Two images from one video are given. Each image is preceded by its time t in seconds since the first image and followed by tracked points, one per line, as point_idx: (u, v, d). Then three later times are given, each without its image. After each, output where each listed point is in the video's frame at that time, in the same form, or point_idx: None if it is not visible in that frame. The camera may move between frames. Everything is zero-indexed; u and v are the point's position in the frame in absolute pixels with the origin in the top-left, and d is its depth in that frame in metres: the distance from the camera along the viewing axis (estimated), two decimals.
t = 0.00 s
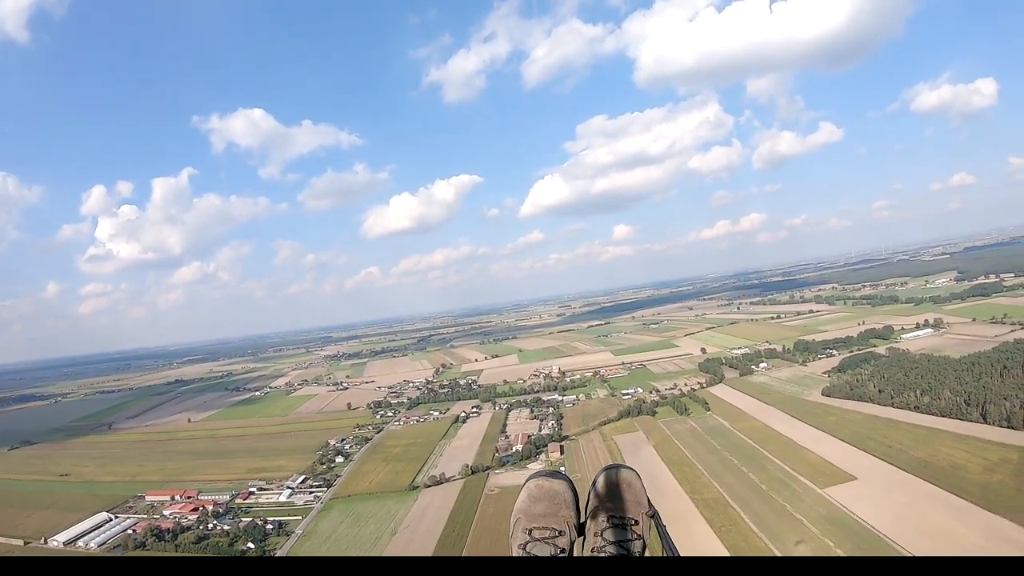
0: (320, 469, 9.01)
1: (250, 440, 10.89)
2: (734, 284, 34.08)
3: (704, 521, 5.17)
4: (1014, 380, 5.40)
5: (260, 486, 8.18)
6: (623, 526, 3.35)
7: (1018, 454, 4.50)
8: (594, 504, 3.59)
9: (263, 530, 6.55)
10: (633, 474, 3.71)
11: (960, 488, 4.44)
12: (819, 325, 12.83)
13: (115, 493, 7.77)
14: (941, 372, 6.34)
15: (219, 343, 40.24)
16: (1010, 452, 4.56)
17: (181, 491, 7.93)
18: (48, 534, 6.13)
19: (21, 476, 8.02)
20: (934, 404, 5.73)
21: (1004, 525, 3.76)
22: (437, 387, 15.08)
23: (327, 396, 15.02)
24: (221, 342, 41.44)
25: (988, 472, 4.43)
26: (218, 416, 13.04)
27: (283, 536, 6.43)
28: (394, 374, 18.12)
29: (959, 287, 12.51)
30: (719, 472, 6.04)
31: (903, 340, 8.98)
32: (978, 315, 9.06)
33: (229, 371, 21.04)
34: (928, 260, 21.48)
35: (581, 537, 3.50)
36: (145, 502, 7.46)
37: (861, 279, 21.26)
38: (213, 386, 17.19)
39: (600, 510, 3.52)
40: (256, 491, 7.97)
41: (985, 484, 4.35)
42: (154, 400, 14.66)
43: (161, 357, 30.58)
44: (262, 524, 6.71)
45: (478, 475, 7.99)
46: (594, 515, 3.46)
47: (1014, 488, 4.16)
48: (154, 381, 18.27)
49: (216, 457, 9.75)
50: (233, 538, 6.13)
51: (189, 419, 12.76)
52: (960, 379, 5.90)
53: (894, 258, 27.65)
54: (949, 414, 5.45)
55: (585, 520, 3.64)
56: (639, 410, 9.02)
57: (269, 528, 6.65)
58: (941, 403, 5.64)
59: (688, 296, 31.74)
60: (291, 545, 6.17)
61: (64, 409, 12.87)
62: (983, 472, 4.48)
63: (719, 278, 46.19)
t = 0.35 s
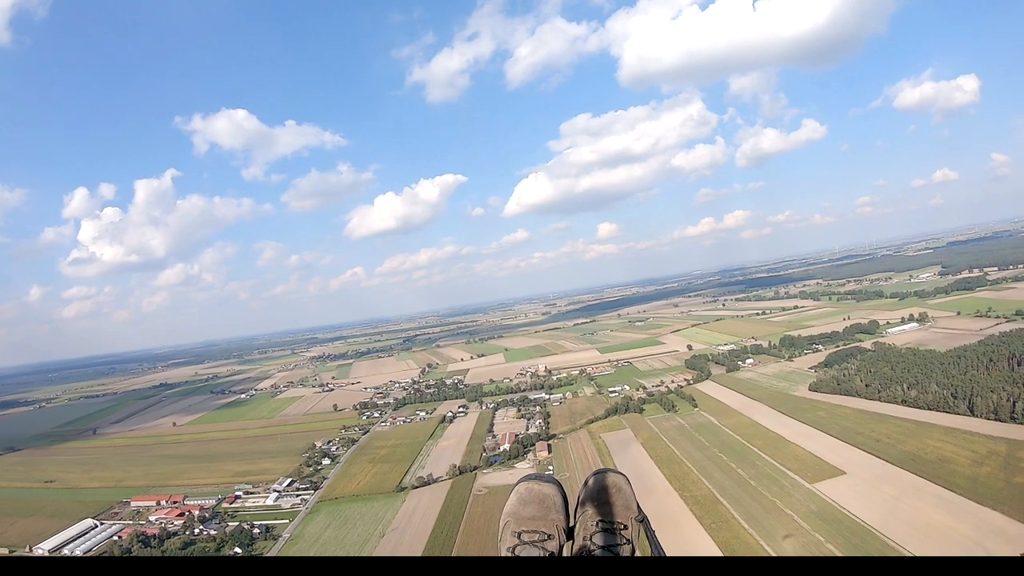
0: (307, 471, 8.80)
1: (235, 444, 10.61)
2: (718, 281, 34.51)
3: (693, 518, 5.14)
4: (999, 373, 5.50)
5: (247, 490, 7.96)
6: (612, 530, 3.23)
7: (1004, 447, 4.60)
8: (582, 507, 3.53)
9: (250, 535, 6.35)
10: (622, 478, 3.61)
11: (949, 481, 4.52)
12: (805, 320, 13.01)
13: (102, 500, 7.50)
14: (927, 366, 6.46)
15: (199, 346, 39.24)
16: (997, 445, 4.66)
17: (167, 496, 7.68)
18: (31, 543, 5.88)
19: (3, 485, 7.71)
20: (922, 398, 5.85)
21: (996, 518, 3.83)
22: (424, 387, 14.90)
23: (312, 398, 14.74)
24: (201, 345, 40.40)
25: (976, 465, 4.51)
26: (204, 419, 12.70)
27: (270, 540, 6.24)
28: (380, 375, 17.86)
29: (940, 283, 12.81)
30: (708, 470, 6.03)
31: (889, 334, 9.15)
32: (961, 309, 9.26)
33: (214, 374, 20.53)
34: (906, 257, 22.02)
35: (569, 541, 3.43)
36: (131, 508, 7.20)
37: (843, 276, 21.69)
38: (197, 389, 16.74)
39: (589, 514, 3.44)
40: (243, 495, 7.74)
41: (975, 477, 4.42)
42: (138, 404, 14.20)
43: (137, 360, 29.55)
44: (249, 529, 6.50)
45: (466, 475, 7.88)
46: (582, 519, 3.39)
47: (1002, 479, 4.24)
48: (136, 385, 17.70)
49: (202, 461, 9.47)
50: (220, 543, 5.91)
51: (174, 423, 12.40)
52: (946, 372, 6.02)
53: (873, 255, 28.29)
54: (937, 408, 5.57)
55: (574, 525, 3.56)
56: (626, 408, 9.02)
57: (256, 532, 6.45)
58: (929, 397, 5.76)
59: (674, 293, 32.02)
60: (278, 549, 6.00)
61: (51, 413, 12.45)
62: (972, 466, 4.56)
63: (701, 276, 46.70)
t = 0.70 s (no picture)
0: (296, 474, 8.63)
1: (223, 447, 10.37)
2: (705, 277, 34.85)
3: (686, 514, 5.13)
4: (988, 366, 5.76)
5: (236, 493, 7.79)
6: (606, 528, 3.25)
7: (995, 439, 4.76)
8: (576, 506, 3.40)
9: (240, 539, 6.20)
10: (615, 475, 3.45)
11: (942, 473, 4.59)
12: (793, 315, 13.17)
13: (89, 506, 7.28)
14: (915, 360, 6.64)
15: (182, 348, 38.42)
16: (988, 437, 4.81)
17: (156, 501, 7.48)
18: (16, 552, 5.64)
19: None
20: (912, 390, 5.99)
21: (990, 510, 3.92)
22: (413, 387, 14.77)
23: (300, 399, 14.50)
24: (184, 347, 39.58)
25: (968, 458, 4.60)
26: (193, 422, 12.43)
27: (260, 544, 6.10)
28: (369, 376, 17.64)
29: (928, 278, 13.18)
30: (701, 466, 6.03)
31: (877, 328, 9.32)
32: (951, 302, 9.64)
33: (202, 377, 20.11)
34: (890, 253, 22.44)
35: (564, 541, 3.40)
36: (119, 513, 6.99)
37: (829, 271, 22.03)
38: (184, 392, 16.38)
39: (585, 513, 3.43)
40: (233, 499, 7.56)
41: (967, 469, 4.51)
42: (127, 408, 13.85)
43: (117, 364, 28.72)
44: (238, 533, 6.35)
45: (456, 475, 7.80)
46: (575, 518, 3.33)
47: (994, 471, 4.34)
48: (121, 389, 17.29)
49: (189, 465, 9.24)
50: (210, 548, 5.76)
51: (163, 426, 12.12)
52: (935, 365, 6.21)
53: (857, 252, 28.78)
54: (927, 400, 5.71)
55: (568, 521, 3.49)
56: (616, 405, 9.01)
57: (246, 536, 6.30)
58: (919, 390, 5.90)
59: (662, 289, 32.23)
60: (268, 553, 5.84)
61: (36, 419, 12.09)
62: (964, 458, 4.64)
63: (687, 272, 47.10)
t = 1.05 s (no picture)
0: (284, 479, 8.40)
1: (209, 453, 10.09)
2: (690, 275, 35.25)
3: (678, 511, 5.07)
4: (976, 358, 5.98)
5: (224, 499, 7.57)
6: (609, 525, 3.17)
7: (983, 430, 4.87)
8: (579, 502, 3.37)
9: (230, 545, 5.99)
10: (619, 471, 3.42)
11: (933, 466, 4.66)
12: (779, 311, 13.38)
13: (76, 514, 7.01)
14: (901, 355, 6.78)
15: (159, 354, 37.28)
16: (977, 429, 4.91)
17: (143, 509, 7.22)
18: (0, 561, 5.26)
19: None
20: (900, 384, 6.11)
21: (982, 501, 3.99)
22: (400, 389, 14.58)
23: (287, 403, 14.21)
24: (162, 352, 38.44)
25: (958, 450, 4.69)
26: (179, 428, 12.09)
27: (249, 550, 5.91)
28: (356, 378, 17.36)
29: (911, 274, 13.57)
30: (691, 464, 6.00)
31: (864, 323, 9.50)
32: (936, 296, 9.96)
33: (188, 382, 19.61)
34: (870, 251, 23.01)
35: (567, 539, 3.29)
36: (105, 522, 6.74)
37: (811, 268, 22.49)
38: (168, 398, 15.92)
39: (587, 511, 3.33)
40: (221, 505, 7.33)
41: (958, 462, 4.57)
42: (112, 415, 13.41)
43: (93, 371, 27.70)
44: (227, 539, 6.16)
45: (446, 477, 7.68)
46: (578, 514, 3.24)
47: (985, 463, 4.41)
48: (105, 396, 16.74)
49: (176, 471, 8.96)
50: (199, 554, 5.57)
51: (150, 432, 11.75)
52: (922, 360, 6.38)
53: (837, 248, 29.43)
54: (915, 394, 5.85)
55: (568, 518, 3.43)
56: (604, 404, 8.97)
57: (235, 542, 6.11)
58: (907, 384, 6.04)
59: (647, 287, 32.50)
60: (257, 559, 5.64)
61: (23, 427, 11.66)
62: (954, 450, 4.72)
63: (671, 270, 47.59)
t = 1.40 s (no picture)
0: (267, 485, 8.09)
1: (191, 461, 9.66)
2: (669, 274, 35.73)
3: (664, 507, 4.90)
4: (958, 351, 6.22)
5: (207, 508, 7.22)
6: (616, 522, 2.86)
7: (969, 422, 5.00)
8: (585, 500, 3.11)
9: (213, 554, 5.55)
10: (627, 469, 3.16)
11: (919, 459, 4.73)
12: (762, 307, 13.64)
13: (60, 526, 6.57)
14: (883, 351, 7.06)
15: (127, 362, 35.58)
16: (963, 421, 5.05)
17: (126, 519, 6.80)
18: None
19: None
20: (884, 378, 6.37)
21: (969, 493, 4.05)
22: (383, 392, 14.28)
23: (270, 409, 13.75)
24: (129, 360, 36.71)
25: (944, 443, 4.80)
26: (162, 435, 11.57)
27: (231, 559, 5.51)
28: (339, 383, 16.94)
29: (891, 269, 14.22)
30: (677, 462, 5.92)
31: (845, 318, 9.90)
32: (917, 290, 10.58)
33: (164, 389, 18.77)
34: (844, 249, 23.73)
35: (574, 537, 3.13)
36: (85, 534, 6.25)
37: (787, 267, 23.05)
38: (149, 405, 15.17)
39: (592, 508, 3.04)
40: (204, 514, 6.99)
41: (944, 454, 4.67)
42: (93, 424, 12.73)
43: (60, 380, 26.17)
44: (210, 548, 5.73)
45: (430, 481, 7.50)
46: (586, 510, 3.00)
47: (971, 454, 4.50)
48: (78, 405, 15.88)
49: (158, 481, 8.53)
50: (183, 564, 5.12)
51: (132, 442, 11.18)
52: (904, 355, 6.64)
53: (810, 247, 30.26)
54: (899, 386, 6.09)
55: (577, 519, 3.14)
56: (588, 404, 8.92)
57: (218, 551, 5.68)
58: (890, 377, 6.28)
59: (628, 287, 32.79)
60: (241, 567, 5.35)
61: None
62: (939, 443, 4.83)
63: (650, 270, 48.13)
